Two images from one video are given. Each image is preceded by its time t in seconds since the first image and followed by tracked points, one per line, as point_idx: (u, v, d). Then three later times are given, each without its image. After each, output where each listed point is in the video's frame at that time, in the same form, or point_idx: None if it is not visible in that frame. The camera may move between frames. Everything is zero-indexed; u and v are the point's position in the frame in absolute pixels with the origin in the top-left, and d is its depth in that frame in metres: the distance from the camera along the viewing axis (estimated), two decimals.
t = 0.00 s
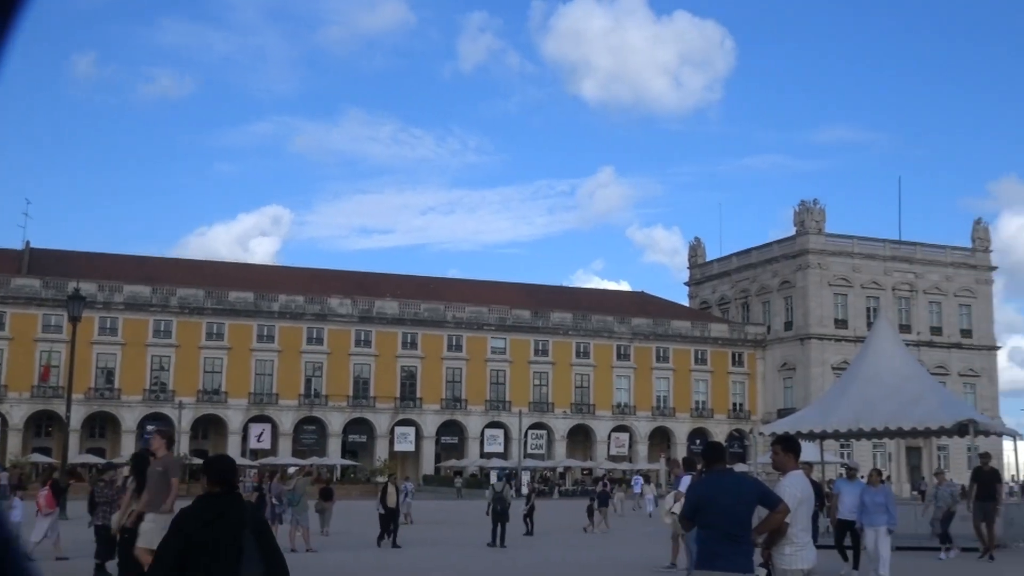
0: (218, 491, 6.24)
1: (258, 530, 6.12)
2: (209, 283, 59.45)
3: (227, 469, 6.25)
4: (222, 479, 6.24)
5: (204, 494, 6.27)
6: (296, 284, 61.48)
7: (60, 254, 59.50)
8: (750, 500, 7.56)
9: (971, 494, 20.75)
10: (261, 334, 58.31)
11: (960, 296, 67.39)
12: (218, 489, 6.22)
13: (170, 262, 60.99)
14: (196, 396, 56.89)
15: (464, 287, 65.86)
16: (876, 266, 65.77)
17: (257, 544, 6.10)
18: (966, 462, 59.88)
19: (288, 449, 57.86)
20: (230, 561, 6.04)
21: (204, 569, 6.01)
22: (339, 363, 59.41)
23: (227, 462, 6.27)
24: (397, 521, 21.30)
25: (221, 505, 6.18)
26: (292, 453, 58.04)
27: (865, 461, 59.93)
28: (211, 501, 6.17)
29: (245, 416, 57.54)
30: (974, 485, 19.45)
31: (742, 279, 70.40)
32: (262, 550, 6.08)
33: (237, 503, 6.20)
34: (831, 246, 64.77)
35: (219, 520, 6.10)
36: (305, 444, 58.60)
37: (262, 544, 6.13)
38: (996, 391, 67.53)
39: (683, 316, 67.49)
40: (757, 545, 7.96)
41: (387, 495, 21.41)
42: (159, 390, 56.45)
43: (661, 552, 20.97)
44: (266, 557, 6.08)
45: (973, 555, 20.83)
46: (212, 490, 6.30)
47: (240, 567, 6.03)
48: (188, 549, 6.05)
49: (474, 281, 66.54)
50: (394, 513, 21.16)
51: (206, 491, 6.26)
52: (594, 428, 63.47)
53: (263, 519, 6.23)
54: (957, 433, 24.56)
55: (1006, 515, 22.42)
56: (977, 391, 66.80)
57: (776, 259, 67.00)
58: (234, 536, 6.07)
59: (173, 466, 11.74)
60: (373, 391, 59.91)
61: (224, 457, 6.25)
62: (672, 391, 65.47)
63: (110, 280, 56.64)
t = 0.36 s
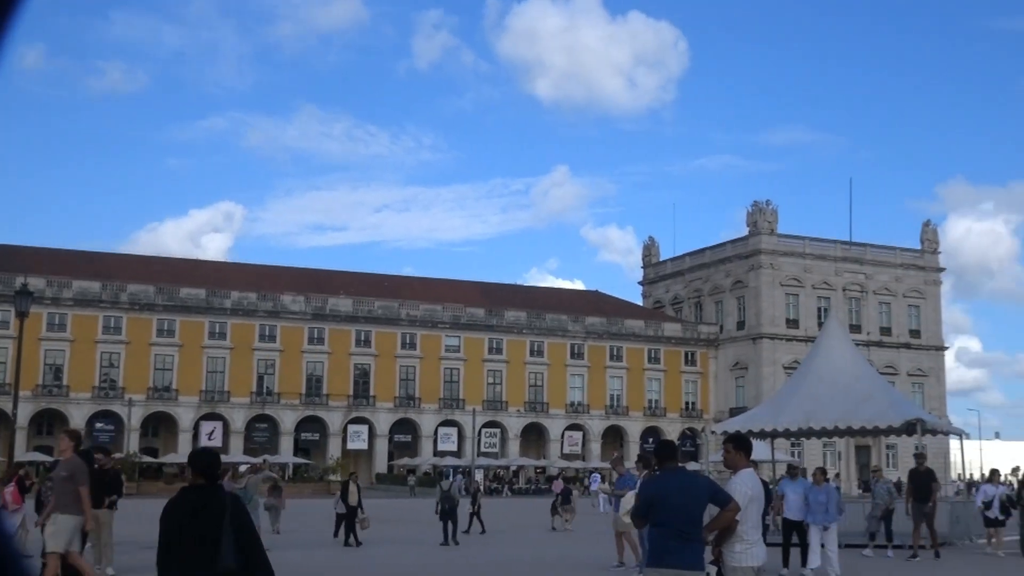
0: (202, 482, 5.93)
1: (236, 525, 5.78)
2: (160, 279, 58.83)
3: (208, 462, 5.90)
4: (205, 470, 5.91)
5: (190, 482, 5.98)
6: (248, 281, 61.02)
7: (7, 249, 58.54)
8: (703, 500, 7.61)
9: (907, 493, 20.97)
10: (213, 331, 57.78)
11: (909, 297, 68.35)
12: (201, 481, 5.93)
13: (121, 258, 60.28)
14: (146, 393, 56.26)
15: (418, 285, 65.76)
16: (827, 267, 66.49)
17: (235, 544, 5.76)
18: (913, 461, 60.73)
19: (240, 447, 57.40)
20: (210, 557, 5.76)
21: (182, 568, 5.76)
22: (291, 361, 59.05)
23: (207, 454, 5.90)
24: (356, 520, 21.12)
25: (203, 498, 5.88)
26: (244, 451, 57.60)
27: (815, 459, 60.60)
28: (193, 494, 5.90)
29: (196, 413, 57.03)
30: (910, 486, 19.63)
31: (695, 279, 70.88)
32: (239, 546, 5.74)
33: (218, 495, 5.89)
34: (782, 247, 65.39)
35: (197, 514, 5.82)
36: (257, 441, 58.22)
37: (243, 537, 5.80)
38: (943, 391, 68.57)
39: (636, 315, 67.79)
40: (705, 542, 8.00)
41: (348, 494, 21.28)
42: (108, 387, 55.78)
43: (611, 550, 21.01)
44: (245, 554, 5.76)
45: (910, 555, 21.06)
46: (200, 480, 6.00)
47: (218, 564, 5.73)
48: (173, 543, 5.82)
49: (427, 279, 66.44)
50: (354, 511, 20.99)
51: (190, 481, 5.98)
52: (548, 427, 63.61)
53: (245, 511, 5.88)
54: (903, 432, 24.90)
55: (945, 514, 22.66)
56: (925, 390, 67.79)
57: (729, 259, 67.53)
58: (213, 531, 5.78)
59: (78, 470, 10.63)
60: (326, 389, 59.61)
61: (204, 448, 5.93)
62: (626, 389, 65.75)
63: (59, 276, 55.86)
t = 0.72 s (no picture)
0: (200, 481, 6.54)
1: (237, 522, 6.42)
2: (113, 277, 58.16)
3: (207, 462, 6.52)
4: (204, 470, 6.52)
5: (186, 483, 6.58)
6: (202, 279, 60.46)
7: None
8: (658, 500, 7.64)
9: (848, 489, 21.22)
10: (166, 329, 57.21)
11: (861, 296, 69.12)
12: (200, 480, 6.50)
13: (73, 255, 59.49)
14: (98, 392, 55.62)
15: (374, 283, 65.53)
16: (781, 266, 67.08)
17: (234, 535, 6.40)
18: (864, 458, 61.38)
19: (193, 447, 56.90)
20: (211, 550, 6.35)
21: (185, 558, 6.33)
22: (246, 359, 58.60)
23: (207, 457, 6.54)
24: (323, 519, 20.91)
25: (202, 494, 6.47)
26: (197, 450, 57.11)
27: (768, 456, 61.12)
28: (191, 491, 6.46)
29: (148, 413, 56.41)
30: (852, 481, 19.89)
31: (651, 278, 71.23)
32: (240, 541, 6.39)
33: (216, 493, 6.48)
34: (737, 246, 65.88)
35: (198, 510, 6.40)
36: (211, 441, 57.71)
37: (240, 533, 6.44)
38: (894, 389, 69.38)
39: (592, 314, 68.01)
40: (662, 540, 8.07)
41: (311, 493, 21.14)
42: (59, 386, 55.04)
43: (563, 548, 21.11)
44: (241, 546, 6.39)
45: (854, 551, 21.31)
46: (195, 478, 6.59)
47: (218, 557, 6.34)
48: (170, 536, 6.39)
49: (383, 277, 66.22)
50: (318, 511, 20.80)
51: (188, 480, 6.57)
52: (504, 425, 63.68)
53: (241, 511, 6.52)
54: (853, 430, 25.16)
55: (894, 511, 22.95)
56: (877, 388, 68.55)
57: (684, 258, 67.93)
58: (215, 524, 6.38)
59: None
60: (281, 388, 59.23)
61: (202, 450, 6.51)
62: (582, 388, 65.93)
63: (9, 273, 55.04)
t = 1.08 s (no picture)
0: (180, 473, 6.82)
1: (221, 508, 6.75)
2: (65, 265, 57.41)
3: (188, 456, 6.83)
4: (185, 461, 6.81)
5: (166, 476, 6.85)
6: (157, 268, 59.85)
7: None
8: (613, 493, 7.69)
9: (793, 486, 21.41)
10: (119, 318, 56.60)
11: (816, 294, 69.77)
12: (182, 471, 6.79)
13: (25, 242, 58.63)
14: (49, 381, 54.88)
15: (330, 273, 65.19)
16: (737, 263, 67.56)
17: (220, 520, 6.72)
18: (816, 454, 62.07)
19: (146, 437, 56.34)
20: (198, 536, 6.64)
21: (176, 546, 6.61)
22: (201, 349, 58.10)
23: (186, 451, 6.86)
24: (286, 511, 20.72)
25: (186, 486, 6.76)
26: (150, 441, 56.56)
27: (723, 452, 61.57)
28: (177, 483, 6.75)
29: (101, 402, 55.76)
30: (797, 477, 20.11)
31: (609, 273, 71.47)
32: (224, 525, 6.72)
33: (199, 485, 6.78)
34: (694, 242, 66.26)
35: (185, 498, 6.69)
36: (164, 431, 57.17)
37: (222, 518, 6.76)
38: (847, 386, 70.19)
39: (550, 308, 68.12)
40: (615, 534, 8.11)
41: (272, 485, 20.93)
42: (10, 375, 54.24)
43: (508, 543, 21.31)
44: (227, 529, 6.73)
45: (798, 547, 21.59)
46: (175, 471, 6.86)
47: (206, 541, 6.64)
48: (156, 526, 6.64)
49: (340, 269, 65.92)
50: (280, 503, 20.60)
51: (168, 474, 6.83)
52: (460, 418, 63.68)
53: (225, 498, 6.86)
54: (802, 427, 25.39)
55: (845, 506, 23.24)
56: (830, 385, 69.26)
57: (642, 253, 68.22)
58: (201, 512, 6.68)
59: None
60: (236, 378, 58.79)
61: (186, 446, 6.84)
62: (538, 381, 66.06)
63: None
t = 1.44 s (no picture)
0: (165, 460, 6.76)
1: (199, 492, 6.63)
2: (18, 253, 56.55)
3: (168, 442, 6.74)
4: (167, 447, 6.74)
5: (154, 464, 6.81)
6: (112, 257, 59.14)
7: None
8: (569, 482, 7.70)
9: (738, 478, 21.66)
10: (73, 308, 55.89)
11: (772, 290, 70.29)
12: (161, 459, 6.73)
13: None
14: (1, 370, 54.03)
15: (288, 265, 64.77)
16: (695, 259, 67.92)
17: (197, 505, 6.60)
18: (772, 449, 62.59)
19: (100, 428, 55.68)
20: (175, 522, 6.56)
21: (155, 534, 6.54)
22: (156, 339, 57.58)
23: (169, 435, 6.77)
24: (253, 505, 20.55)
25: (168, 473, 6.69)
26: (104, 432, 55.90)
27: (679, 446, 61.93)
28: (157, 472, 6.70)
29: (53, 393, 55.07)
30: (746, 469, 20.30)
31: (567, 267, 71.66)
32: (200, 508, 6.59)
33: (180, 470, 6.71)
34: (653, 238, 66.57)
35: (164, 485, 6.64)
36: (118, 422, 56.56)
37: (203, 502, 6.64)
38: (802, 381, 70.81)
39: (508, 301, 68.17)
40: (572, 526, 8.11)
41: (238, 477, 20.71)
42: None
43: (464, 535, 21.43)
44: (204, 513, 6.60)
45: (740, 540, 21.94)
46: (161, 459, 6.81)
47: (183, 526, 6.53)
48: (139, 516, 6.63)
49: (298, 260, 65.52)
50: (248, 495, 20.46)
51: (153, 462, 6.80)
52: (418, 411, 63.56)
53: (206, 481, 6.76)
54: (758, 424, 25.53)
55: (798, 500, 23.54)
56: (786, 381, 69.85)
57: (601, 248, 68.41)
58: (179, 498, 6.59)
59: None
60: (192, 369, 58.28)
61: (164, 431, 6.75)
62: (496, 375, 66.07)
63: None
